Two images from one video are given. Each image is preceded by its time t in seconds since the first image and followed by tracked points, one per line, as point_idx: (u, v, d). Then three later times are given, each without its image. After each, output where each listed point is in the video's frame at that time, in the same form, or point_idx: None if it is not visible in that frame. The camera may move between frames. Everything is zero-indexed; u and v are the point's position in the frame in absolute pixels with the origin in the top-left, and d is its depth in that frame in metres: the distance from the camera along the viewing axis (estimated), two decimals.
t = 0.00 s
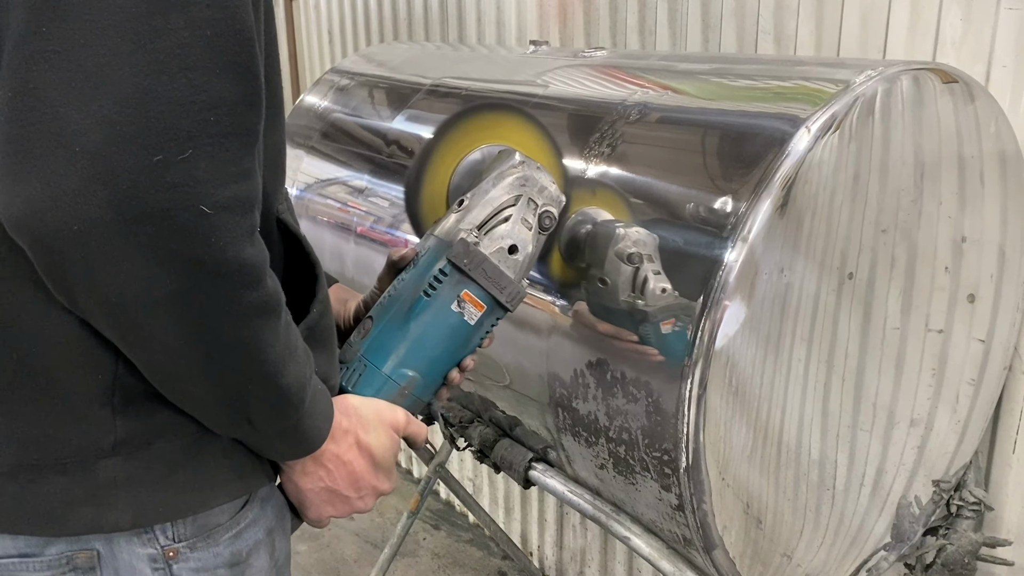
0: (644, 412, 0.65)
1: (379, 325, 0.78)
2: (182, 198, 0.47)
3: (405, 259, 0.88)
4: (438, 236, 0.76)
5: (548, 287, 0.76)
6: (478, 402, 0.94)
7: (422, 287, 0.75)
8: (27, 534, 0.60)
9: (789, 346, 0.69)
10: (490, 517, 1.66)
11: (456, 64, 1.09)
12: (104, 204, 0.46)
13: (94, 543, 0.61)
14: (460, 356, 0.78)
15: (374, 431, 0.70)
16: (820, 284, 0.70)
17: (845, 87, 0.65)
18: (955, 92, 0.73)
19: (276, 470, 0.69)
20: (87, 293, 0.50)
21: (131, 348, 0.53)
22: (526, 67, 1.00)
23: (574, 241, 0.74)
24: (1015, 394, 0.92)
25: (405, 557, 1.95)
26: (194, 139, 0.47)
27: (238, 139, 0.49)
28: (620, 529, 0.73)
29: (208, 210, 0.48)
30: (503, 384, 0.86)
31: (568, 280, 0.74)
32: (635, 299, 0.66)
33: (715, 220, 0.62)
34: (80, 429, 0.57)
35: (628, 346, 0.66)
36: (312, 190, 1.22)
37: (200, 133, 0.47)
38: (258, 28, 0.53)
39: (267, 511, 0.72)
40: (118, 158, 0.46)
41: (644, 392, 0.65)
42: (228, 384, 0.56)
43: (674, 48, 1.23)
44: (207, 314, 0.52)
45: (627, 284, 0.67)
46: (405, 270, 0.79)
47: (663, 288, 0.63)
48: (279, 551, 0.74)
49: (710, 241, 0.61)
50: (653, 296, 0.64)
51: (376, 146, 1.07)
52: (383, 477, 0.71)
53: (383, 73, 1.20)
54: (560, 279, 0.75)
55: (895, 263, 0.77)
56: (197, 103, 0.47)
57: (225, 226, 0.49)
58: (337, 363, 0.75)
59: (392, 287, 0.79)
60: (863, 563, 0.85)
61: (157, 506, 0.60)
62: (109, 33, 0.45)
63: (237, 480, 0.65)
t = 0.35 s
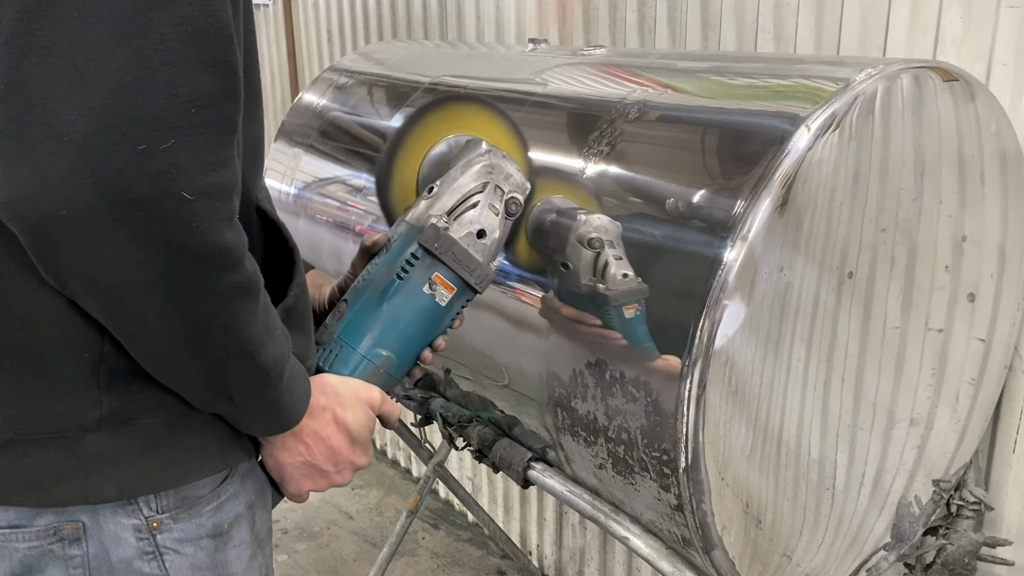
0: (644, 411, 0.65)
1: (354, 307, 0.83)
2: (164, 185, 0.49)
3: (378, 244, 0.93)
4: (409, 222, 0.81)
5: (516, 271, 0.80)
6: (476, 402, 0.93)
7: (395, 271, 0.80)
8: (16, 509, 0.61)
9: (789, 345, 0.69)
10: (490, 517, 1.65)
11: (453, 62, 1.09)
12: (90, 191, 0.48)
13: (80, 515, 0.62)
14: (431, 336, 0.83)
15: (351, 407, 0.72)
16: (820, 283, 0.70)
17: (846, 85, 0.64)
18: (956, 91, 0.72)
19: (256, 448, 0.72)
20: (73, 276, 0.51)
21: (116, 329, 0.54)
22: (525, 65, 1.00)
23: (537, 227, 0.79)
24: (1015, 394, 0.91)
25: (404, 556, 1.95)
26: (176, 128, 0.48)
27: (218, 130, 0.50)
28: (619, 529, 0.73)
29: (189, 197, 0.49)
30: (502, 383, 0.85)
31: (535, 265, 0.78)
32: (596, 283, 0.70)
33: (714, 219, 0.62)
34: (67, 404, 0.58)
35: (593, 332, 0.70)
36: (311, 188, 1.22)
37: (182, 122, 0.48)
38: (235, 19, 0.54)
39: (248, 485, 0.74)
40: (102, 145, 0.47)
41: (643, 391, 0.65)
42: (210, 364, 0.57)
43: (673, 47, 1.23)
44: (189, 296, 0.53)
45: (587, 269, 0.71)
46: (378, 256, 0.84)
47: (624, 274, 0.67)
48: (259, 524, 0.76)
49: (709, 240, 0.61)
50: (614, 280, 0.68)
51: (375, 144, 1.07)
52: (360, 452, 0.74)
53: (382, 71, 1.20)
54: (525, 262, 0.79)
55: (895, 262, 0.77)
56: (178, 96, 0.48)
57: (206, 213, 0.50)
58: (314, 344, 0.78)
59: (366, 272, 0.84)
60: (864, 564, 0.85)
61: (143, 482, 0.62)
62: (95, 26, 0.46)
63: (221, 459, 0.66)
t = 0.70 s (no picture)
0: (642, 413, 0.65)
1: (337, 296, 0.84)
2: (159, 178, 0.51)
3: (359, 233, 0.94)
4: (389, 212, 0.83)
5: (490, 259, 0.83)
6: (476, 402, 0.93)
7: (378, 259, 0.82)
8: (16, 493, 0.64)
9: (788, 345, 0.69)
10: (489, 517, 1.65)
11: (451, 62, 1.09)
12: (90, 185, 0.50)
13: (77, 498, 0.65)
14: (413, 322, 0.84)
15: (340, 391, 0.74)
16: (819, 284, 0.70)
17: (845, 85, 0.64)
18: (955, 91, 0.72)
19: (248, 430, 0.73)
20: (73, 268, 0.53)
21: (115, 317, 0.56)
22: (523, 65, 1.00)
23: (511, 217, 0.82)
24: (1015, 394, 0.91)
25: (404, 556, 1.95)
26: (171, 126, 0.50)
27: (210, 125, 0.52)
28: (617, 530, 0.73)
29: (184, 190, 0.52)
30: (501, 384, 0.85)
31: (509, 253, 0.81)
32: (564, 270, 0.73)
33: (710, 220, 0.62)
34: (65, 391, 0.61)
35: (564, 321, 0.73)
36: (311, 188, 1.21)
37: (176, 121, 0.50)
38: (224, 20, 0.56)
39: (237, 471, 0.75)
40: (102, 144, 0.49)
41: (642, 392, 0.64)
42: (204, 350, 0.59)
43: (673, 47, 1.23)
44: (184, 284, 0.55)
45: (556, 256, 0.74)
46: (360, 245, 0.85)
47: (592, 261, 0.70)
48: (249, 510, 0.77)
49: (708, 241, 0.61)
50: (582, 269, 0.71)
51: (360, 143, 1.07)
52: (350, 434, 0.75)
53: (380, 71, 1.20)
54: (499, 252, 0.82)
55: (894, 263, 0.77)
56: (172, 95, 0.50)
57: (200, 205, 0.53)
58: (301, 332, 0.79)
59: (348, 262, 0.86)
60: (863, 564, 0.85)
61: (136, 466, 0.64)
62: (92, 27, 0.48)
63: (214, 444, 0.69)
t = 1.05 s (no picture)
0: (644, 412, 0.65)
1: (335, 287, 0.84)
2: (173, 175, 0.50)
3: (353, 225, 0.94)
4: (385, 203, 0.84)
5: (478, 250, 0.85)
6: (476, 401, 0.93)
7: (376, 250, 0.82)
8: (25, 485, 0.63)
9: (790, 344, 0.69)
10: (490, 517, 1.65)
11: (452, 60, 1.09)
12: (105, 182, 0.49)
13: (85, 490, 0.64)
14: (410, 310, 0.85)
15: (342, 379, 0.74)
16: (821, 283, 0.70)
17: (847, 84, 0.64)
18: (957, 90, 0.72)
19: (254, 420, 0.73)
20: (87, 264, 0.53)
21: (126, 311, 0.56)
22: (524, 64, 1.00)
23: (500, 208, 0.84)
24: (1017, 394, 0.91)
25: (404, 555, 1.95)
26: (184, 125, 0.50)
27: (222, 124, 0.52)
28: (618, 529, 0.73)
29: (196, 186, 0.51)
30: (501, 383, 0.85)
31: (496, 244, 0.83)
32: (549, 259, 0.74)
33: (713, 218, 0.62)
34: (76, 385, 0.61)
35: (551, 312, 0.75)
36: (311, 187, 1.21)
37: (190, 119, 0.50)
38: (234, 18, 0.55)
39: (240, 463, 0.75)
40: (118, 143, 0.49)
41: (644, 392, 0.64)
42: (214, 342, 0.59)
43: (674, 46, 1.22)
44: (196, 278, 0.55)
45: (542, 246, 0.76)
46: (357, 237, 0.86)
47: (577, 251, 0.72)
48: (251, 503, 0.77)
49: (710, 240, 0.61)
50: (567, 259, 0.72)
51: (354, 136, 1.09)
52: (352, 421, 0.76)
53: (381, 69, 1.20)
54: (488, 242, 0.84)
55: (895, 262, 0.76)
56: (185, 93, 0.50)
57: (213, 201, 0.52)
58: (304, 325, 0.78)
59: (345, 254, 0.86)
60: (864, 564, 0.85)
61: (146, 462, 0.64)
62: (103, 22, 0.47)
63: (222, 439, 0.69)
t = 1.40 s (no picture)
0: (647, 412, 0.65)
1: (343, 292, 0.83)
2: (182, 177, 0.50)
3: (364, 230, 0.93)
4: (395, 206, 0.83)
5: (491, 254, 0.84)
6: (477, 401, 0.93)
7: (385, 255, 0.81)
8: (27, 494, 0.62)
9: (793, 344, 0.68)
10: (491, 517, 1.65)
11: (454, 59, 1.09)
12: (113, 183, 0.49)
13: (90, 499, 0.63)
14: (420, 317, 0.84)
15: (349, 387, 0.73)
16: (823, 284, 0.70)
17: (850, 83, 0.64)
18: (961, 89, 0.72)
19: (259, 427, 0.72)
20: (92, 267, 0.52)
21: (132, 315, 0.55)
22: (525, 62, 0.99)
23: (513, 213, 0.82)
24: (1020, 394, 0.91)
25: (405, 555, 1.95)
26: (195, 126, 0.49)
27: (233, 125, 0.51)
28: (620, 530, 0.73)
29: (206, 189, 0.51)
30: (502, 381, 0.85)
31: (508, 247, 0.82)
32: (564, 264, 0.73)
33: (716, 218, 0.61)
34: (79, 392, 0.59)
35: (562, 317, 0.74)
36: (311, 186, 1.21)
37: (200, 121, 0.50)
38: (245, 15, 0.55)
39: (247, 471, 0.74)
40: (126, 143, 0.48)
41: (647, 392, 0.64)
42: (220, 347, 0.58)
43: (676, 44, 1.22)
44: (204, 283, 0.54)
45: (557, 250, 0.74)
46: (366, 241, 0.85)
47: (593, 256, 0.71)
48: (259, 511, 0.77)
49: (714, 239, 0.60)
50: (582, 263, 0.71)
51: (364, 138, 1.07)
52: (359, 430, 0.74)
53: (382, 68, 1.19)
54: (502, 247, 0.82)
55: (897, 262, 0.76)
56: (198, 94, 0.49)
57: (223, 205, 0.52)
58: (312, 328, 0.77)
59: (353, 258, 0.85)
60: (867, 564, 0.85)
61: (152, 468, 0.63)
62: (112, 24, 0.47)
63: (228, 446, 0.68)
